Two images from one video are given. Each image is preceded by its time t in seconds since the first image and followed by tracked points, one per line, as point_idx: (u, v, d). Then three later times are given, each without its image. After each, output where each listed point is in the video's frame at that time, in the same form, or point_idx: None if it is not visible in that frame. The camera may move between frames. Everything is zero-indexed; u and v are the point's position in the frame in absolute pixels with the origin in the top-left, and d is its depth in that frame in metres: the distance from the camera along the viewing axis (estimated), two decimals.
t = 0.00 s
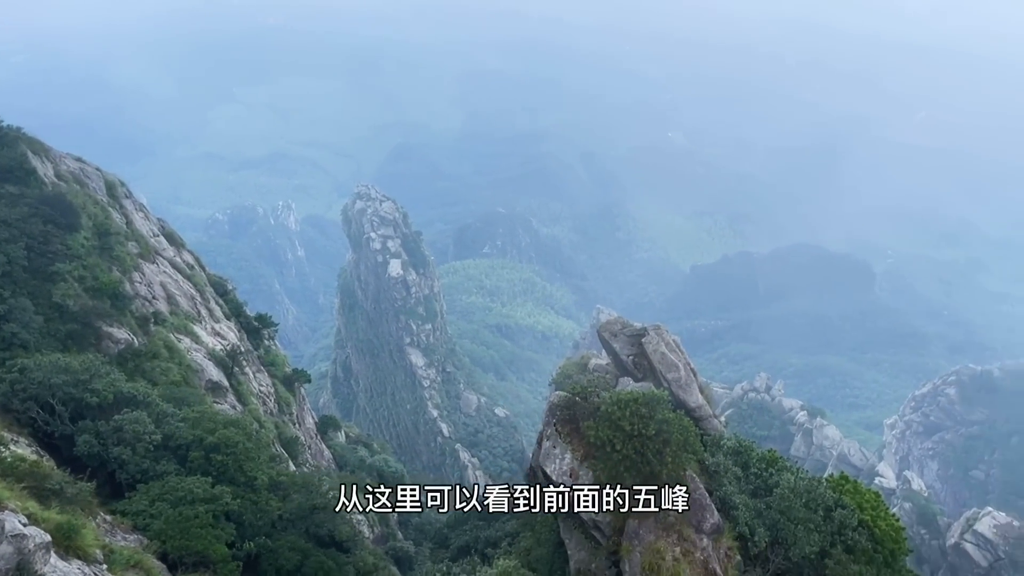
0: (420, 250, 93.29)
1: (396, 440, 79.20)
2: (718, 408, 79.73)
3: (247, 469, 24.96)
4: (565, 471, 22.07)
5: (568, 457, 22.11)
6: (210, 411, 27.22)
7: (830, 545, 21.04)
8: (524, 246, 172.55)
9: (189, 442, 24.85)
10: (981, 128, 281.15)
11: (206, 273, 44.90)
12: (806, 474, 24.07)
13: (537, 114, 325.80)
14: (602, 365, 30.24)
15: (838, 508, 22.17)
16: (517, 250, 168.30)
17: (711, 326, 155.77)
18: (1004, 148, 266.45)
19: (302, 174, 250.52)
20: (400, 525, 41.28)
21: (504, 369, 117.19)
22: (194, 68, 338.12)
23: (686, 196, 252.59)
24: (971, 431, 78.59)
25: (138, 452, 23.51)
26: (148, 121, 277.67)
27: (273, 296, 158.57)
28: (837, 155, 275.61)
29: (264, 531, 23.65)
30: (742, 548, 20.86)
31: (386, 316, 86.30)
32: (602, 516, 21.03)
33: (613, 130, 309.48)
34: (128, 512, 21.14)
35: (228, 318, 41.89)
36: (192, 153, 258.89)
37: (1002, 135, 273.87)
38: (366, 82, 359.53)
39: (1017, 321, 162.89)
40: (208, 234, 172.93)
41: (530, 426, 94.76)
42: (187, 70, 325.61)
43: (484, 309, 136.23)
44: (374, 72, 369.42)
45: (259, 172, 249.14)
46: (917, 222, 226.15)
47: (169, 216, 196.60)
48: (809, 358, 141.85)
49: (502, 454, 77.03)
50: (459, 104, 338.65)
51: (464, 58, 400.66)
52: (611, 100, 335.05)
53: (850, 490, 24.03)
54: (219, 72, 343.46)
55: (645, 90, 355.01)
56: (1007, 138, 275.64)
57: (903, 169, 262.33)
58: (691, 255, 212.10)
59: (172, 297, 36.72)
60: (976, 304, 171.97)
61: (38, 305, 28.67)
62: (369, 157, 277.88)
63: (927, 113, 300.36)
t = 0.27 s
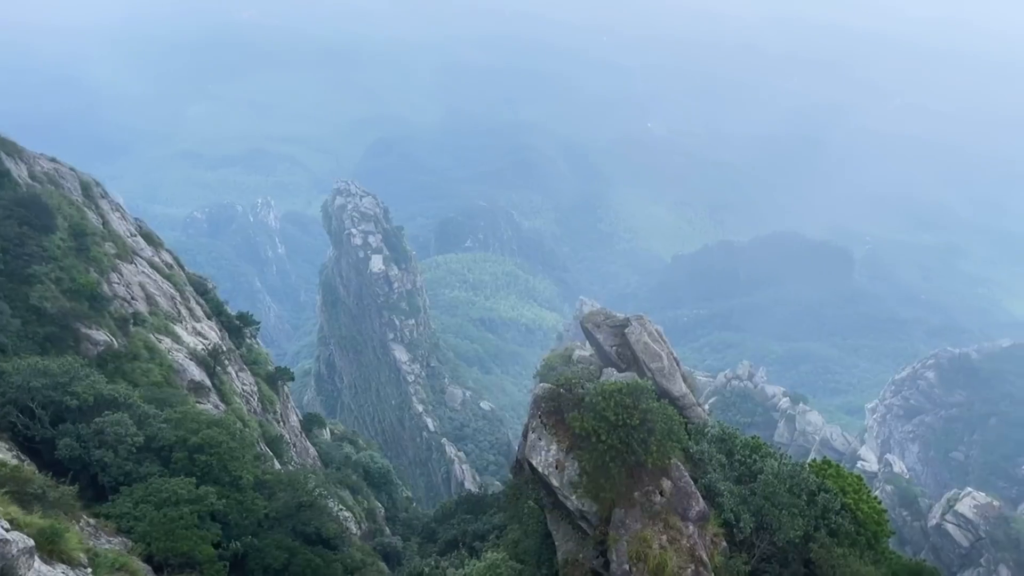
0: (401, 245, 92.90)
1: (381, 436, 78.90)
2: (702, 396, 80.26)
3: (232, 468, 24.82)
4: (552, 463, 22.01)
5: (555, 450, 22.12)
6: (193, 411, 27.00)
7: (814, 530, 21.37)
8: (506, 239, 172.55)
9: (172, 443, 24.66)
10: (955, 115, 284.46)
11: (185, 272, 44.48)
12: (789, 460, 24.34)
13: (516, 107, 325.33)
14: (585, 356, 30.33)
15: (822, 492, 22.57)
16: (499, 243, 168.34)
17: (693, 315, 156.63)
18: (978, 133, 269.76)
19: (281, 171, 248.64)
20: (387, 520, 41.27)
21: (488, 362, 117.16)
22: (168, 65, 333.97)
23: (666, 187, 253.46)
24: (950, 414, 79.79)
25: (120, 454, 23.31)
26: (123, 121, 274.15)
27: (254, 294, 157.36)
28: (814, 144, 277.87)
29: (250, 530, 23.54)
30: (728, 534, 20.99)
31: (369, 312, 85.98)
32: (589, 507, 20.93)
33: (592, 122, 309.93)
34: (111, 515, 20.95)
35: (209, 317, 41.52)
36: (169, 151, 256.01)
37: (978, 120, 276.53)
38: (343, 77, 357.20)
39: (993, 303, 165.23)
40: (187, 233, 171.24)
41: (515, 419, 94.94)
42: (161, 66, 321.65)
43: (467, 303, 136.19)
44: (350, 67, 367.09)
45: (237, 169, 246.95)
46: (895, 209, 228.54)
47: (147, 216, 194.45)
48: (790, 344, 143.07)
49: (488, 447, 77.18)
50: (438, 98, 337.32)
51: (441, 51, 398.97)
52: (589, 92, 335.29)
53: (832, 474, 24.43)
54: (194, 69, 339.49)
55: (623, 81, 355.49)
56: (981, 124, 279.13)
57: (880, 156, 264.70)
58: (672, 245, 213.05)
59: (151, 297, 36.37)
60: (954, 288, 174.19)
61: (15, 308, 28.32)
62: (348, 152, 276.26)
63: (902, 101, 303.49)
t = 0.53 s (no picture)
0: (382, 241, 92.43)
1: (367, 433, 78.54)
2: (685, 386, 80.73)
3: (215, 468, 24.66)
4: (537, 456, 21.97)
5: (540, 442, 22.12)
6: (175, 411, 26.78)
7: (798, 515, 21.64)
8: (487, 232, 172.45)
9: (154, 445, 24.47)
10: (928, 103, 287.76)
11: (163, 273, 44.01)
12: (773, 446, 24.52)
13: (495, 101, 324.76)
14: (568, 347, 30.37)
15: (806, 477, 22.82)
16: (481, 237, 168.17)
17: (675, 305, 157.43)
18: (951, 121, 273.09)
19: (259, 168, 246.60)
20: (374, 516, 41.20)
21: (473, 356, 117.08)
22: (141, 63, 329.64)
23: (647, 177, 254.04)
24: (929, 397, 80.88)
25: (101, 457, 23.11)
26: (97, 121, 270.42)
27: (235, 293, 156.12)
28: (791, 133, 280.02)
29: (236, 530, 23.43)
30: (714, 522, 21.15)
31: (351, 308, 85.60)
32: (575, 498, 20.92)
33: (571, 115, 310.09)
34: (93, 519, 20.75)
35: (189, 318, 41.16)
36: (145, 151, 253.00)
37: (953, 107, 279.70)
38: (320, 73, 354.53)
39: (970, 287, 167.44)
40: (164, 233, 169.41)
41: (501, 412, 95.07)
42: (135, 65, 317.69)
43: (450, 298, 136.06)
44: (327, 63, 364.39)
45: (214, 167, 244.51)
46: (871, 196, 230.92)
47: (123, 217, 192.14)
48: (771, 332, 144.24)
49: (473, 441, 77.30)
50: (416, 93, 335.86)
51: (419, 46, 397.24)
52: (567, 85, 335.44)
53: (815, 458, 24.69)
54: (167, 66, 335.39)
55: (601, 73, 355.95)
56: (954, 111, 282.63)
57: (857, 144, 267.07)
58: (653, 236, 213.87)
59: (130, 298, 35.97)
60: (930, 272, 176.28)
61: None
62: (326, 148, 274.42)
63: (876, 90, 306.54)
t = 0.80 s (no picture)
0: (363, 238, 91.94)
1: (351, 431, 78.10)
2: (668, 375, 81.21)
3: (199, 469, 24.47)
4: (522, 449, 21.90)
5: (525, 437, 22.06)
6: (156, 415, 26.51)
7: (783, 500, 21.84)
8: (468, 227, 172.21)
9: (136, 449, 24.26)
10: (902, 91, 291.01)
11: (141, 275, 43.50)
12: (755, 434, 24.72)
13: (473, 95, 323.91)
14: (552, 340, 30.38)
15: (788, 464, 23.03)
16: (462, 232, 167.89)
17: (657, 296, 158.27)
18: (925, 109, 276.39)
19: (236, 167, 244.44)
20: (360, 514, 41.08)
21: (457, 351, 116.91)
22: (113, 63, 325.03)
23: (627, 169, 254.59)
24: (908, 381, 81.97)
25: (83, 463, 22.86)
26: (69, 122, 266.49)
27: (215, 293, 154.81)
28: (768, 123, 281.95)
29: (222, 532, 23.27)
30: (698, 510, 21.27)
31: (333, 306, 85.16)
32: (561, 492, 20.91)
33: (550, 108, 310.07)
34: (76, 525, 20.57)
35: (168, 320, 40.76)
36: (119, 151, 249.79)
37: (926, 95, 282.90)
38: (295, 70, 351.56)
39: (946, 271, 169.23)
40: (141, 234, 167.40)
41: (486, 407, 95.15)
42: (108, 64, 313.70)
43: (433, 293, 135.91)
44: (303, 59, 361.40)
45: (191, 167, 241.92)
46: (848, 184, 233.01)
47: (99, 219, 189.65)
48: (752, 320, 145.18)
49: (459, 436, 77.35)
50: (393, 89, 334.27)
51: (396, 41, 395.70)
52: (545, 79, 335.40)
53: (798, 445, 24.94)
54: (140, 66, 331.14)
55: (579, 66, 356.12)
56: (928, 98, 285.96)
57: (833, 133, 269.43)
58: (634, 227, 214.53)
59: (108, 302, 35.53)
60: (907, 257, 178.05)
61: None
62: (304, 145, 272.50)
63: (851, 78, 309.16)
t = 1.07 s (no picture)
0: (342, 236, 91.34)
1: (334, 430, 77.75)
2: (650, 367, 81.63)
3: (181, 473, 24.25)
4: (507, 444, 21.81)
5: (511, 431, 21.95)
6: (137, 418, 26.22)
7: (766, 488, 22.03)
8: (448, 223, 171.78)
9: (117, 453, 24.03)
10: (875, 81, 294.06)
11: (117, 278, 42.95)
12: (738, 423, 24.91)
13: (450, 91, 322.76)
14: (534, 334, 30.36)
15: (771, 452, 23.23)
16: (442, 228, 167.41)
17: (638, 289, 158.98)
18: (897, 98, 279.55)
19: (212, 166, 241.93)
20: (346, 513, 41.07)
21: (439, 348, 116.69)
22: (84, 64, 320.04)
23: (606, 162, 255.03)
24: (886, 366, 83.00)
25: (63, 468, 22.61)
26: (40, 124, 262.23)
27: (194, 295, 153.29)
28: (744, 115, 283.83)
29: (206, 534, 23.14)
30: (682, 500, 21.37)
31: (313, 305, 84.67)
32: (547, 485, 20.86)
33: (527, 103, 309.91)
34: (58, 531, 20.36)
35: (147, 323, 40.30)
36: (92, 153, 246.23)
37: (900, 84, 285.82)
38: (270, 68, 348.33)
39: (921, 257, 171.14)
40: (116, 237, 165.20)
41: (469, 402, 95.16)
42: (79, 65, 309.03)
43: (414, 291, 135.62)
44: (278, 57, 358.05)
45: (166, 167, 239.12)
46: (824, 173, 235.17)
47: (73, 222, 186.89)
48: (732, 310, 146.20)
49: (443, 433, 77.35)
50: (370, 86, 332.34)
51: (372, 38, 393.66)
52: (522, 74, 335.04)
53: (780, 433, 25.19)
54: (112, 66, 326.32)
55: (556, 61, 356.15)
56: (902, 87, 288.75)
57: (810, 123, 271.54)
58: (614, 220, 215.09)
59: (84, 306, 35.07)
60: (883, 244, 179.97)
61: None
62: (281, 144, 270.34)
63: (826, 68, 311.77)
